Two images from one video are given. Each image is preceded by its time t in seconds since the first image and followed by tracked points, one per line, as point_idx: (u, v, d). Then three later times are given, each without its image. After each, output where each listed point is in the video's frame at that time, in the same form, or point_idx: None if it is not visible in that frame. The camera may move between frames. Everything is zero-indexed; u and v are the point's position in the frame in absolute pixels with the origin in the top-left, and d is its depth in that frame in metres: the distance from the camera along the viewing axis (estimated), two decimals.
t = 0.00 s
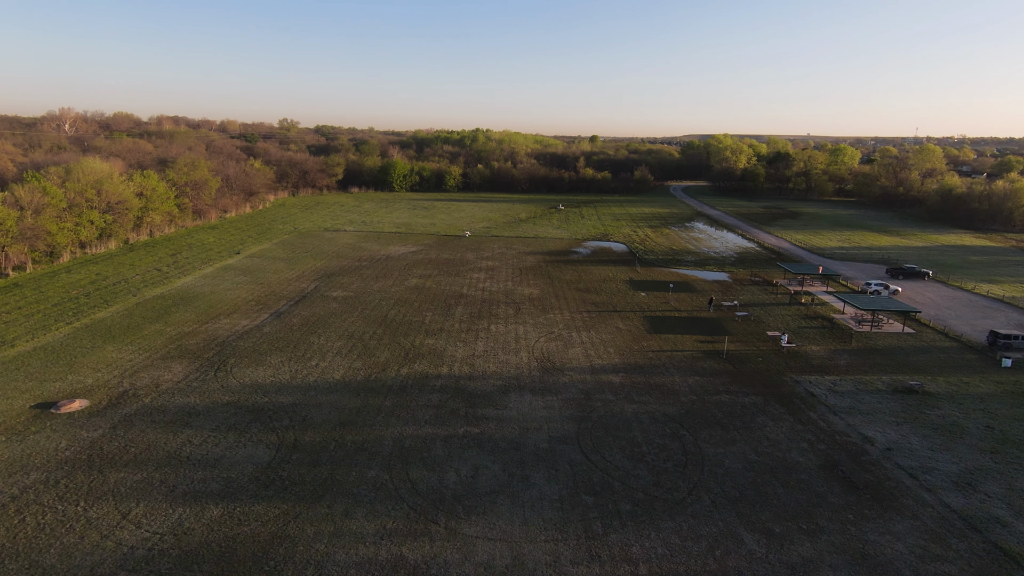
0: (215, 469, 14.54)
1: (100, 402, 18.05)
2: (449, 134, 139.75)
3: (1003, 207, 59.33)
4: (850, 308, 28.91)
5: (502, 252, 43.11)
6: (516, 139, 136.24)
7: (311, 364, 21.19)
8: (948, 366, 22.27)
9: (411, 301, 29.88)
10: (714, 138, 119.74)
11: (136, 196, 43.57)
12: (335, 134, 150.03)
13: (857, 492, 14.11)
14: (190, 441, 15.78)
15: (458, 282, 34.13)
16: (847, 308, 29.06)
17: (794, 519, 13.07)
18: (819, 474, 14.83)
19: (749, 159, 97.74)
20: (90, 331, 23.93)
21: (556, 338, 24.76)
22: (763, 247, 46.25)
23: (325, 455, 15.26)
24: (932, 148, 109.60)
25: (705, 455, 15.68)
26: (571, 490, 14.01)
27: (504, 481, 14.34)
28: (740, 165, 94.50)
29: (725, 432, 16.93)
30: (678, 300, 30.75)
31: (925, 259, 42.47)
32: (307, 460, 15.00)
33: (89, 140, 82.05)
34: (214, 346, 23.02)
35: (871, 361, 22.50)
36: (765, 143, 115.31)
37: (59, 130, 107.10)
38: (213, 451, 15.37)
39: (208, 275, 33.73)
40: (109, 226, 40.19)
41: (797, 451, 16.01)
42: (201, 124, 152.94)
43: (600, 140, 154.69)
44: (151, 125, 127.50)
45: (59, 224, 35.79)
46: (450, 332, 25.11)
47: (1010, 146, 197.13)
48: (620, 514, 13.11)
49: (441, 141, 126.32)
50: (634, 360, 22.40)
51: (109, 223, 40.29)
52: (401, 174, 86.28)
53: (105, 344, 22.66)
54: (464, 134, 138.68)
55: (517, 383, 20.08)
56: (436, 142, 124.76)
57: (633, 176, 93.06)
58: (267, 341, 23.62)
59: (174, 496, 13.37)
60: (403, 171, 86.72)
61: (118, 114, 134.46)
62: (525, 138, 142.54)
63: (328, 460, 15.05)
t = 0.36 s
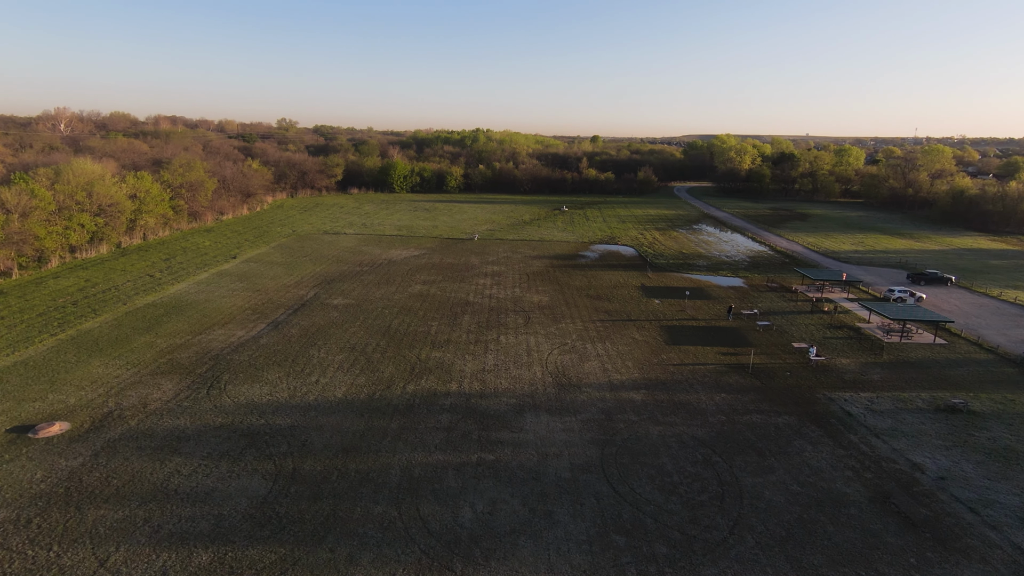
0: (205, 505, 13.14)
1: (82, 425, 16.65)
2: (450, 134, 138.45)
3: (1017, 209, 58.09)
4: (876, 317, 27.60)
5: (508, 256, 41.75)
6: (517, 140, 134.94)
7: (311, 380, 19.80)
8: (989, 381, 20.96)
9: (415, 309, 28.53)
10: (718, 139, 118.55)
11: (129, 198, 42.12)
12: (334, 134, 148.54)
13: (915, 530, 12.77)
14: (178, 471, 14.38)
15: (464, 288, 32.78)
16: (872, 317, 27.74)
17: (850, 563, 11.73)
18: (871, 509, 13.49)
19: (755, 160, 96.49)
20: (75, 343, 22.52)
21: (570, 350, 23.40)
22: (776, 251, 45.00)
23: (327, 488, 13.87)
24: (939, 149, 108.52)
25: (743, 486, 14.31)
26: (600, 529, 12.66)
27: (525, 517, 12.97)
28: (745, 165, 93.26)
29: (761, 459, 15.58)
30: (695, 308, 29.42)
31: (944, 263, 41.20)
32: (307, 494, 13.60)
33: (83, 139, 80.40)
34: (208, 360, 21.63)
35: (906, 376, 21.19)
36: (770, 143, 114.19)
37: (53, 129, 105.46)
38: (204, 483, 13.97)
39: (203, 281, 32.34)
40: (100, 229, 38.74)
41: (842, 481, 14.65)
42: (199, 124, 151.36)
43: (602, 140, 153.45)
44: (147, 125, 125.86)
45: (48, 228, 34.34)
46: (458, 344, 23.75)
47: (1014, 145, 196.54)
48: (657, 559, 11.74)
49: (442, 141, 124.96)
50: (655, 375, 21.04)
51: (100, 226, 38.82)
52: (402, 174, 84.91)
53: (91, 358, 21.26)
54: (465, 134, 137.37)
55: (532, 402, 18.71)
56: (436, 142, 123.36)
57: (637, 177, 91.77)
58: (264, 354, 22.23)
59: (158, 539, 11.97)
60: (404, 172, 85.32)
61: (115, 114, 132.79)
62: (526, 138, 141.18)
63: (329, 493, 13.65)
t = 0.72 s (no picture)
0: (194, 549, 11.75)
1: (62, 452, 15.25)
2: (451, 134, 137.21)
3: None
4: (907, 327, 26.23)
5: (515, 260, 40.39)
6: (519, 140, 133.73)
7: (312, 400, 18.42)
8: None
9: (422, 319, 27.19)
10: (722, 138, 117.24)
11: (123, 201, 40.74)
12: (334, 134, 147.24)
13: None
14: (166, 508, 12.99)
15: (471, 295, 31.44)
16: (902, 326, 26.38)
17: None
18: (936, 552, 12.11)
19: (761, 160, 95.20)
20: (61, 357, 21.14)
21: (588, 364, 22.06)
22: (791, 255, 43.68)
23: (331, 527, 12.48)
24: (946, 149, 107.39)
25: (791, 524, 12.92)
26: None
27: (552, 563, 11.60)
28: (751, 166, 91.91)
29: (806, 490, 14.20)
30: (714, 316, 28.07)
31: (967, 267, 39.84)
32: (308, 536, 12.20)
33: (79, 140, 78.94)
34: (202, 376, 20.25)
35: (948, 392, 19.84)
36: (775, 143, 112.90)
37: (49, 130, 103.95)
38: (194, 522, 12.59)
39: (199, 288, 30.98)
40: (92, 233, 37.35)
41: (899, 517, 13.27)
42: (198, 124, 150.07)
43: (603, 140, 152.23)
44: (145, 125, 124.52)
45: (37, 233, 32.97)
46: (468, 357, 22.40)
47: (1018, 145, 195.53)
48: None
49: (443, 141, 123.61)
50: (680, 392, 19.67)
51: (92, 230, 37.42)
52: (403, 175, 83.57)
53: (77, 374, 19.88)
54: (465, 134, 136.14)
55: (551, 423, 17.34)
56: (437, 142, 122.06)
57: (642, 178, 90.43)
58: (262, 369, 20.84)
59: None
60: (405, 173, 83.96)
61: (112, 114, 131.43)
62: (528, 138, 139.89)
63: (333, 534, 12.27)
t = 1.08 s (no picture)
0: None
1: (40, 485, 13.87)
2: (452, 134, 135.86)
3: None
4: (941, 337, 24.85)
5: (522, 265, 39.03)
6: (521, 140, 132.48)
7: (314, 422, 17.06)
8: None
9: (429, 328, 25.81)
10: (727, 138, 115.88)
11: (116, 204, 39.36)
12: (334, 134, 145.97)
13: None
14: (152, 553, 11.62)
15: (479, 303, 30.08)
16: (936, 336, 25.01)
17: None
18: None
19: (767, 160, 93.89)
20: (44, 374, 19.76)
21: (608, 379, 20.70)
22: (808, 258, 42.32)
23: None
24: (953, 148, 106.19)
25: (852, 570, 11.55)
26: None
27: None
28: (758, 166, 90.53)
29: (863, 528, 12.82)
30: (736, 325, 26.68)
31: (991, 270, 38.44)
32: None
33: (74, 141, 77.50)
34: (196, 394, 18.89)
35: (998, 410, 18.48)
36: (781, 142, 111.46)
37: (45, 131, 102.35)
38: (182, 570, 11.22)
39: (195, 296, 29.61)
40: (84, 238, 35.98)
41: (971, 560, 11.88)
42: (197, 125, 148.80)
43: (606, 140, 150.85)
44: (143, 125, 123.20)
45: (26, 238, 31.61)
46: (481, 372, 21.03)
47: None
48: None
49: (445, 142, 122.35)
50: (710, 411, 18.30)
51: (85, 234, 36.06)
52: (404, 176, 82.20)
53: (61, 393, 18.49)
54: (467, 134, 134.83)
55: (575, 448, 15.94)
56: (439, 142, 120.70)
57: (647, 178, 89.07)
58: (261, 387, 19.46)
59: None
60: (407, 174, 82.61)
61: (111, 114, 130.26)
62: (530, 138, 138.54)
63: None
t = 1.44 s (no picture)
0: None
1: (11, 526, 12.47)
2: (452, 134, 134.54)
3: None
4: (977, 347, 23.53)
5: (530, 270, 37.68)
6: (522, 140, 131.24)
7: (316, 448, 15.69)
8: None
9: (436, 340, 24.43)
10: (731, 138, 114.70)
11: (108, 208, 37.96)
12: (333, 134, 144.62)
13: None
14: None
15: (487, 311, 28.72)
16: (972, 346, 23.68)
17: None
18: None
19: (773, 160, 92.69)
20: (25, 395, 18.38)
21: (630, 396, 19.33)
22: (824, 262, 41.08)
23: None
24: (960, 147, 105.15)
25: None
26: None
27: None
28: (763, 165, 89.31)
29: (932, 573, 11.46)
30: (759, 335, 25.36)
31: (1015, 274, 37.15)
32: None
33: (67, 143, 76.05)
34: (188, 417, 17.52)
35: None
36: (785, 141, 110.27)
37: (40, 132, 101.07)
38: None
39: (189, 305, 28.22)
40: (75, 244, 34.57)
41: None
42: (194, 126, 147.48)
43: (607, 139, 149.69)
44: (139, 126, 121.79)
45: (12, 245, 30.19)
46: (494, 389, 19.65)
47: None
48: None
49: (445, 142, 121.02)
50: (744, 433, 16.94)
51: (75, 240, 34.65)
52: (405, 177, 80.83)
53: (41, 417, 17.09)
54: (466, 134, 133.54)
55: (602, 478, 14.57)
56: (439, 143, 119.35)
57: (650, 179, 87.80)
58: (258, 408, 18.08)
59: None
60: (407, 175, 81.25)
61: (107, 115, 128.91)
62: (530, 138, 137.33)
63: None
